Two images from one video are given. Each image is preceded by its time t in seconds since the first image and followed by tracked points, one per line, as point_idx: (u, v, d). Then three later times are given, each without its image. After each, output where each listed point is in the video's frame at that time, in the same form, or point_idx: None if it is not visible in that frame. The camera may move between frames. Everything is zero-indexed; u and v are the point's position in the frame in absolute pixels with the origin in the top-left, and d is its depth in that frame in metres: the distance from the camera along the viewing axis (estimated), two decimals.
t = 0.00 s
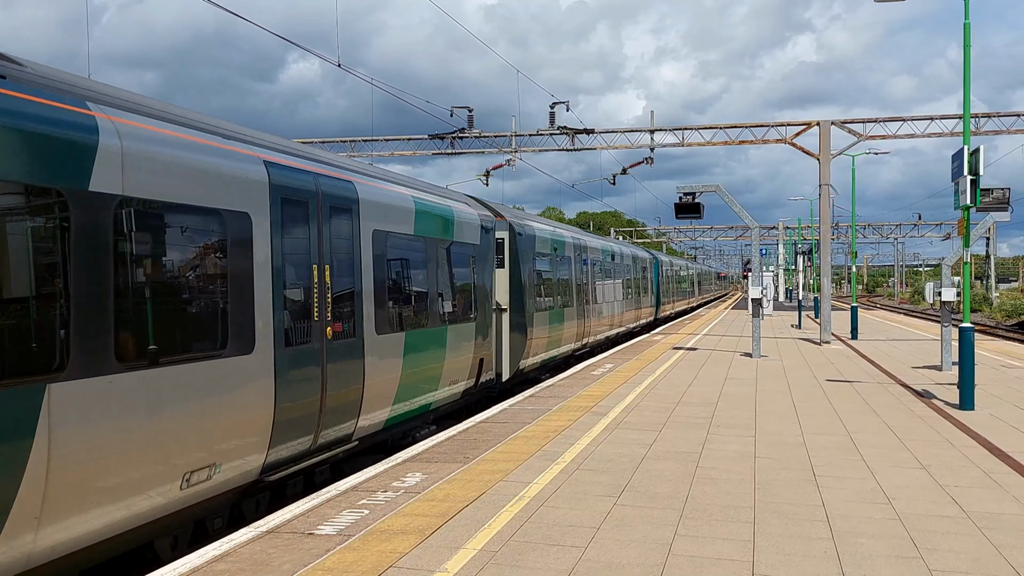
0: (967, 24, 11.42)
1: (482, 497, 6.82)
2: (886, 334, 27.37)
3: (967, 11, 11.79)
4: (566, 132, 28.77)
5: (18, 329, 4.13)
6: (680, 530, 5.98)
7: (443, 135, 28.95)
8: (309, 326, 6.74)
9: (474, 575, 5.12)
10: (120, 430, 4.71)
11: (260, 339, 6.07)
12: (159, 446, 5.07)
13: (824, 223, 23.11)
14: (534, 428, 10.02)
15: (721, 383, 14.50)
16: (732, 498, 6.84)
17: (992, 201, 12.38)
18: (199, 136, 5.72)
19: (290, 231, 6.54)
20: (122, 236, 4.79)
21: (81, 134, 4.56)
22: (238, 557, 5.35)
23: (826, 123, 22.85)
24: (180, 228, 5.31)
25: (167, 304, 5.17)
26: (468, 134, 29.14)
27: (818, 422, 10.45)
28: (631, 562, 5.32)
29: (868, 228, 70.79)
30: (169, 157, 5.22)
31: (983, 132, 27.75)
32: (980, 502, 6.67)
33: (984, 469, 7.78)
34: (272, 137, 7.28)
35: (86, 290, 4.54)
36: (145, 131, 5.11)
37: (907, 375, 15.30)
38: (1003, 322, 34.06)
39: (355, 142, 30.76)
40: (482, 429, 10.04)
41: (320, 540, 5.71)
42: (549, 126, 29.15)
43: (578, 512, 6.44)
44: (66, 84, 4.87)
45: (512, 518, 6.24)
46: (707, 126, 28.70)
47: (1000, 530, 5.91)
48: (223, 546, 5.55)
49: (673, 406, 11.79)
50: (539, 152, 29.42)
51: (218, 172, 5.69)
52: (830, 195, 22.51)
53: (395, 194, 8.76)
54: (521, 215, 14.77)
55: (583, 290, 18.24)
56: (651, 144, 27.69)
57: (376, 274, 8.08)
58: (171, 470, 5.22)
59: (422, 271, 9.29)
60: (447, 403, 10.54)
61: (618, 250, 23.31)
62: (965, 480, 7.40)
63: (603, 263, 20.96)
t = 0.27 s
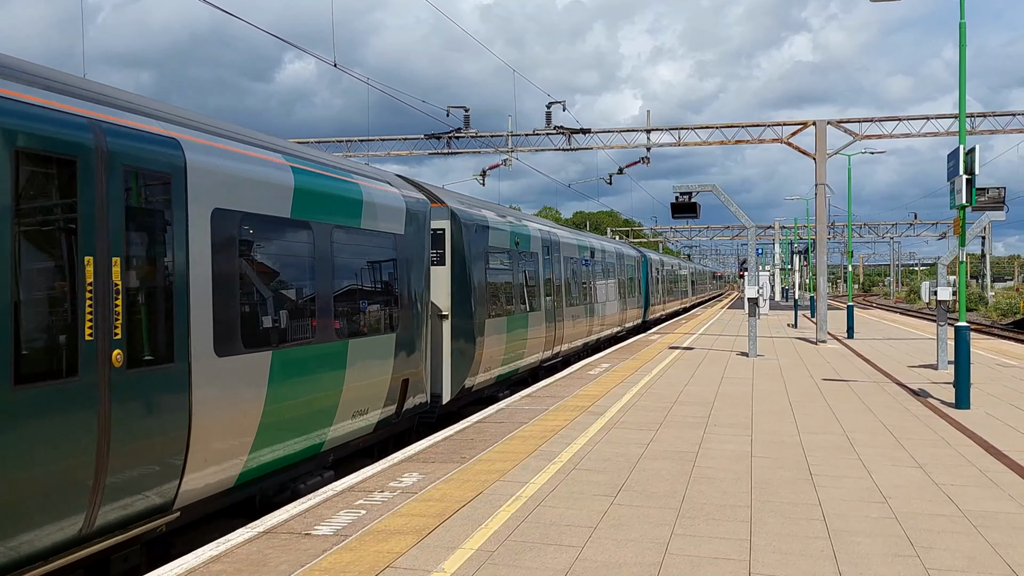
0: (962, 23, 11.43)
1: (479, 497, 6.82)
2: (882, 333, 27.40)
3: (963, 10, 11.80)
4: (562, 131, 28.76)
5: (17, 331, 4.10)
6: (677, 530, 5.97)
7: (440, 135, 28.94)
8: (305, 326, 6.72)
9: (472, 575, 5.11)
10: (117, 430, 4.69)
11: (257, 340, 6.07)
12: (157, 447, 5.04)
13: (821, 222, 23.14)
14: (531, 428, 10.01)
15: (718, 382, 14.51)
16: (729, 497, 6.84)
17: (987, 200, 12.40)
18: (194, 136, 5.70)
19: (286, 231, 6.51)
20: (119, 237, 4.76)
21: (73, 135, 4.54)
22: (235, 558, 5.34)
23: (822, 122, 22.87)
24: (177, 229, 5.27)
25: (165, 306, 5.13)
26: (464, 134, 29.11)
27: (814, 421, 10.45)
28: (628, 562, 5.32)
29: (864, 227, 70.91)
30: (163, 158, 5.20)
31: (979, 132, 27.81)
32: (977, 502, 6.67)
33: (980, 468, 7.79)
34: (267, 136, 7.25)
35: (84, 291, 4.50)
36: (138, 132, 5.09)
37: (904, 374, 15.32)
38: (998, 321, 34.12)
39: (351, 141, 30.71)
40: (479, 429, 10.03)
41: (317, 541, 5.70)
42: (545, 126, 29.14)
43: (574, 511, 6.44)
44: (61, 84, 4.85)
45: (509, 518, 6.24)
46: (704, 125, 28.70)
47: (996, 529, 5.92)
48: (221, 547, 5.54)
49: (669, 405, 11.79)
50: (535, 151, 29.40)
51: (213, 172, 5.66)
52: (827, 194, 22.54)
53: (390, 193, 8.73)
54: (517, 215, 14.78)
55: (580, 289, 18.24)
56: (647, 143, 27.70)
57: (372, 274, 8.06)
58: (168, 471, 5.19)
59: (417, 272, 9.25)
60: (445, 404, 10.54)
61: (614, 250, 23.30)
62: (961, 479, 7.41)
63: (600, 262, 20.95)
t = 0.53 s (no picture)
0: (960, 24, 11.45)
1: (477, 497, 6.81)
2: (879, 334, 27.44)
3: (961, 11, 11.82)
4: (560, 131, 28.77)
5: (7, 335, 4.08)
6: (674, 530, 5.97)
7: (437, 135, 28.94)
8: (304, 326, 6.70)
9: (469, 575, 5.11)
10: (112, 431, 4.68)
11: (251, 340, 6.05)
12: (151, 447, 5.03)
13: (818, 223, 23.16)
14: (529, 428, 10.00)
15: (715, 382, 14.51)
16: (726, 498, 6.84)
17: (985, 201, 12.42)
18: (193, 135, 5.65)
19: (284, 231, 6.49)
20: (111, 238, 4.75)
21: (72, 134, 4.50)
22: (232, 558, 5.32)
23: (820, 123, 22.91)
24: (171, 230, 5.26)
25: (158, 308, 5.12)
26: (461, 134, 29.12)
27: (812, 422, 10.46)
28: (626, 562, 5.31)
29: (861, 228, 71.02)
30: (161, 158, 5.17)
31: (976, 133, 27.88)
32: (974, 502, 6.68)
33: (977, 469, 7.80)
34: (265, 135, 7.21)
35: (75, 294, 4.50)
36: (139, 132, 5.06)
37: (901, 375, 15.33)
38: (995, 322, 34.20)
39: (349, 142, 30.71)
40: (477, 429, 10.03)
41: (315, 541, 5.69)
42: (543, 126, 29.15)
43: (572, 511, 6.44)
44: (62, 81, 4.80)
45: (506, 518, 6.23)
46: (702, 126, 28.71)
47: (993, 530, 5.92)
48: (217, 546, 5.52)
49: (667, 406, 11.80)
50: (533, 151, 29.40)
51: (211, 173, 5.64)
52: (824, 195, 22.56)
53: (389, 193, 8.70)
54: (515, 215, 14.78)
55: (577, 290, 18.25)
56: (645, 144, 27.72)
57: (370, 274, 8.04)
58: (162, 471, 5.18)
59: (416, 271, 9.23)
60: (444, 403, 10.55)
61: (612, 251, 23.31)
62: (958, 479, 7.42)
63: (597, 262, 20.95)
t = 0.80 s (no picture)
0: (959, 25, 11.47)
1: (475, 497, 6.82)
2: (876, 334, 27.48)
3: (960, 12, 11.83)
4: (558, 132, 28.78)
5: (32, 333, 4.07)
6: (673, 531, 5.98)
7: (435, 135, 28.95)
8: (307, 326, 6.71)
9: (467, 575, 5.11)
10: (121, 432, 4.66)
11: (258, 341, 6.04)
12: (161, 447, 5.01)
13: (816, 224, 23.19)
14: (527, 429, 10.00)
15: (713, 383, 14.53)
16: (724, 498, 6.85)
17: (982, 201, 12.45)
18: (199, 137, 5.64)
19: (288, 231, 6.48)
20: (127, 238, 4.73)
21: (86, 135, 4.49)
22: (230, 558, 5.32)
23: (818, 124, 22.93)
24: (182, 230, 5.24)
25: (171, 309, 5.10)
26: (460, 134, 29.13)
27: (810, 422, 10.47)
28: (624, 562, 5.32)
29: (859, 228, 71.10)
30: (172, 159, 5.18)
31: (973, 134, 27.93)
32: (973, 503, 6.68)
33: (976, 470, 7.81)
34: (265, 136, 7.20)
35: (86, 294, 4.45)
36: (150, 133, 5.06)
37: (898, 376, 15.34)
38: (992, 322, 34.24)
39: (347, 142, 30.72)
40: (475, 429, 10.03)
41: (313, 541, 5.70)
42: (541, 126, 29.16)
43: (570, 512, 6.45)
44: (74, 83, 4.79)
45: (505, 518, 6.24)
46: (700, 127, 28.73)
47: (991, 530, 5.94)
48: (216, 547, 5.52)
49: (665, 406, 11.81)
50: (531, 151, 29.41)
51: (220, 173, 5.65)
52: (822, 195, 22.59)
53: (386, 192, 8.69)
54: (513, 216, 14.80)
55: (575, 290, 18.26)
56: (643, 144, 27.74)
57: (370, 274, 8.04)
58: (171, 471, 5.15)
59: (415, 272, 9.24)
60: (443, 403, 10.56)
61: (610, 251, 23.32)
62: (956, 480, 7.44)
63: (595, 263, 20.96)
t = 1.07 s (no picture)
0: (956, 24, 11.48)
1: (474, 497, 6.81)
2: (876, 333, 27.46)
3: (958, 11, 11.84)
4: (557, 131, 28.77)
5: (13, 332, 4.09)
6: (672, 530, 5.97)
7: (434, 135, 28.92)
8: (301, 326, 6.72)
9: (466, 575, 5.10)
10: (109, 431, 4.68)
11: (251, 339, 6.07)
12: (150, 446, 5.03)
13: (814, 222, 23.19)
14: (526, 428, 9.99)
15: (712, 382, 14.51)
16: (723, 497, 6.84)
17: (981, 200, 12.45)
18: (186, 136, 5.67)
19: (281, 232, 6.51)
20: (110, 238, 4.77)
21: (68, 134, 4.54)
22: (229, 558, 5.32)
23: (816, 122, 22.93)
24: (169, 229, 5.29)
25: (157, 308, 5.13)
26: (458, 134, 29.10)
27: (809, 421, 10.46)
28: (622, 561, 5.32)
29: (858, 227, 71.10)
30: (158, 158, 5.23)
31: (973, 132, 27.94)
32: (972, 501, 6.68)
33: (974, 468, 7.80)
34: (260, 136, 7.22)
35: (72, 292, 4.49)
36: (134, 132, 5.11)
37: (898, 374, 15.34)
38: (991, 321, 34.24)
39: (345, 142, 30.67)
40: (474, 429, 10.01)
41: (312, 541, 5.69)
42: (540, 126, 29.14)
43: (569, 511, 6.44)
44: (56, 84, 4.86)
45: (504, 518, 6.23)
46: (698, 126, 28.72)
47: (989, 528, 5.94)
48: (214, 547, 5.52)
49: (664, 405, 11.79)
50: (530, 151, 29.38)
51: (209, 172, 5.70)
52: (821, 194, 22.59)
53: (384, 192, 8.72)
54: (512, 215, 14.81)
55: (574, 289, 18.25)
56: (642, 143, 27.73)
57: (368, 273, 8.04)
58: (160, 471, 5.17)
59: (413, 271, 9.24)
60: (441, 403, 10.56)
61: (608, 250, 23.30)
62: (955, 478, 7.43)
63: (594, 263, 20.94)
